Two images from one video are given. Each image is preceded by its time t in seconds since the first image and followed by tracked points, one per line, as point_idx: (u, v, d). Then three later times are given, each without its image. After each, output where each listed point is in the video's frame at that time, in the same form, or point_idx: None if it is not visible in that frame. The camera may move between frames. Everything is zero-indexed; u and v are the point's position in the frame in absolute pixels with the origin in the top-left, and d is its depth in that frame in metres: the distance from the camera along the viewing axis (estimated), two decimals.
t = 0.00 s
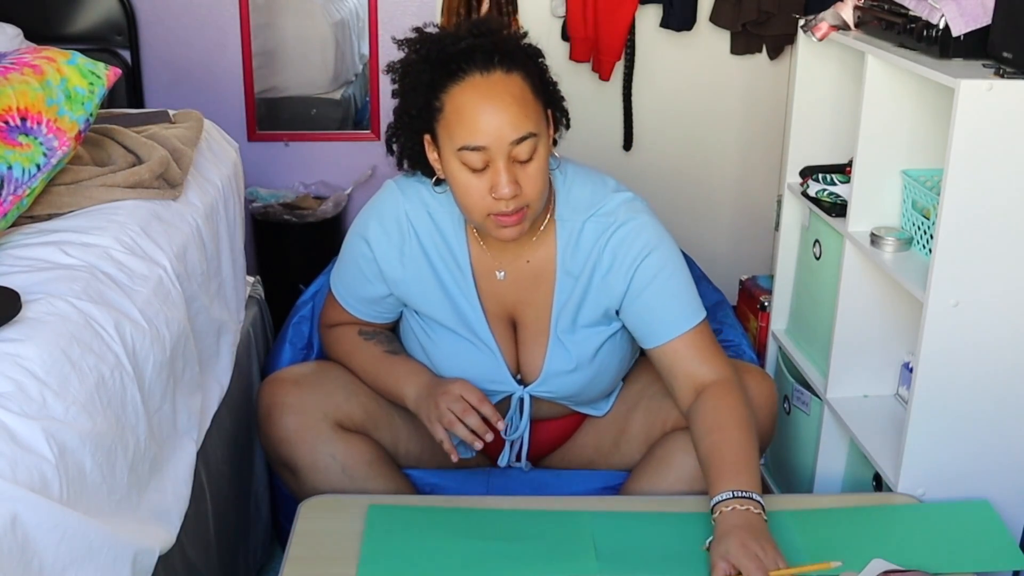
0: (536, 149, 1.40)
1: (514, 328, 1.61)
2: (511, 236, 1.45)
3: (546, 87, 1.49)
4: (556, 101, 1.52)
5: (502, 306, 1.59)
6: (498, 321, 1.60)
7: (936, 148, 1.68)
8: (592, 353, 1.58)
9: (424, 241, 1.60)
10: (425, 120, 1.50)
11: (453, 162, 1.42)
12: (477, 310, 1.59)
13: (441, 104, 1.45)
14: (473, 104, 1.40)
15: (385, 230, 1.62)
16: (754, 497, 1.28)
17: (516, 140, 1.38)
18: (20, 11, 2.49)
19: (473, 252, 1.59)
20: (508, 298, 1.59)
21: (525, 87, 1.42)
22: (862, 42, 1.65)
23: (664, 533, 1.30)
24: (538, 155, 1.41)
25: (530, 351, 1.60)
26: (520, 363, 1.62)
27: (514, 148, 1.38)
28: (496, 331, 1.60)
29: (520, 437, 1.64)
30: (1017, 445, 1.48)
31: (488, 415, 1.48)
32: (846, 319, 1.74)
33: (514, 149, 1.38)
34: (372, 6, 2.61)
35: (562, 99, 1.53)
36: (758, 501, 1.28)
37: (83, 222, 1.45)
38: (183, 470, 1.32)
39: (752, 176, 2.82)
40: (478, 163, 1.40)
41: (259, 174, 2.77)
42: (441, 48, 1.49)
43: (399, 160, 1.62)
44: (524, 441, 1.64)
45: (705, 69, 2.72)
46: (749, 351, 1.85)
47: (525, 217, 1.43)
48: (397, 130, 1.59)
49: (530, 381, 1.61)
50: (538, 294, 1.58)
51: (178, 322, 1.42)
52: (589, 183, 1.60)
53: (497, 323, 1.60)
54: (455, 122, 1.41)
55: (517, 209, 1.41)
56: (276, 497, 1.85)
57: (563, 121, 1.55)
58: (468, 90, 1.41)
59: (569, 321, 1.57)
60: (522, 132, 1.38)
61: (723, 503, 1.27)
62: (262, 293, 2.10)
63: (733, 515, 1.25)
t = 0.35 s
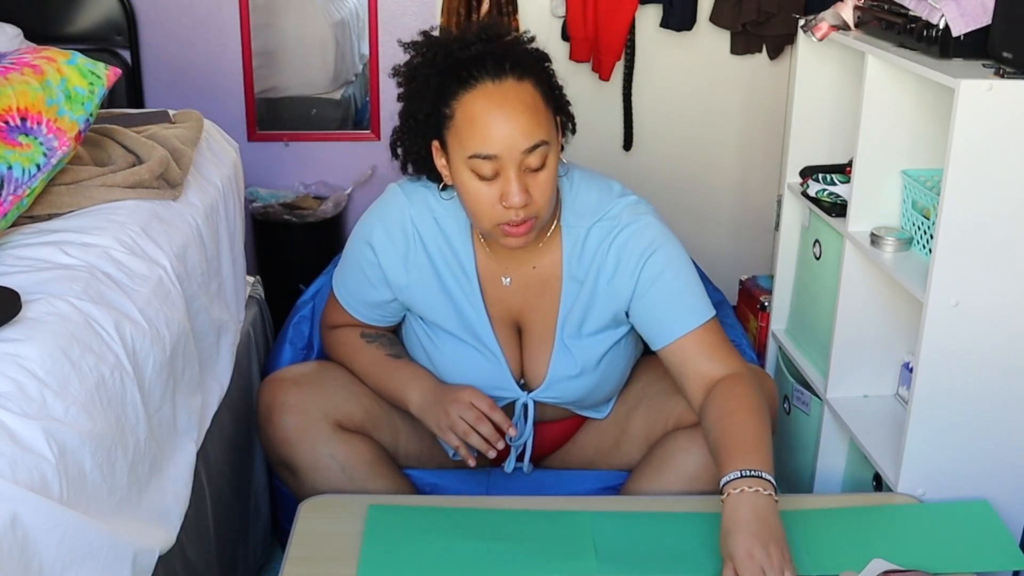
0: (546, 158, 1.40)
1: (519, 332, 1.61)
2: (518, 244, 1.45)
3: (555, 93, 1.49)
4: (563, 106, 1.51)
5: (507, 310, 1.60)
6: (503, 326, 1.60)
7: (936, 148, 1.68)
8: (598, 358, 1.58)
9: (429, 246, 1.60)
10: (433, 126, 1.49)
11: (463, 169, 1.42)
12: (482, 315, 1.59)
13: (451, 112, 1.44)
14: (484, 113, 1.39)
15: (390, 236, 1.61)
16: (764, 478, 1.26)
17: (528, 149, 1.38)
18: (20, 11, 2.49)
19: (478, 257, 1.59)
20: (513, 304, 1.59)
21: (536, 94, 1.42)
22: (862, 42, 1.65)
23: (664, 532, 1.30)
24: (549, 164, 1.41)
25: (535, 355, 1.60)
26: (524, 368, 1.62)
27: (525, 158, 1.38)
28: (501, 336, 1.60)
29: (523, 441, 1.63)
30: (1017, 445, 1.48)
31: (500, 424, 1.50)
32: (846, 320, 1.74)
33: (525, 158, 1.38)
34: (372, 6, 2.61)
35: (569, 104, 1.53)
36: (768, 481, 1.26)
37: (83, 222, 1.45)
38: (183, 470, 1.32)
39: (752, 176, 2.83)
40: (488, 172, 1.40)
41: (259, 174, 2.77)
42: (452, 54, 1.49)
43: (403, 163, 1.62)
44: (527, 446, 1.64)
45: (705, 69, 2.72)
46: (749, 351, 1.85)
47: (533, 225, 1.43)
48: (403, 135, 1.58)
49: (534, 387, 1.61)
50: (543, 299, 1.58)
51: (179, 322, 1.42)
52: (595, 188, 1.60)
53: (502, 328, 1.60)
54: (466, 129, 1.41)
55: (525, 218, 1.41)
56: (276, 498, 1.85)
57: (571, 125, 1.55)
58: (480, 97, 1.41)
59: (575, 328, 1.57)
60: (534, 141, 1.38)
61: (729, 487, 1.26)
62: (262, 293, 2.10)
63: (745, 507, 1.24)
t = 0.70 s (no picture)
0: (546, 160, 1.40)
1: (520, 333, 1.61)
2: (518, 246, 1.45)
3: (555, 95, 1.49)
4: (564, 107, 1.51)
5: (508, 312, 1.60)
6: (504, 327, 1.60)
7: (936, 148, 1.68)
8: (598, 359, 1.58)
9: (430, 247, 1.60)
10: (434, 128, 1.49)
11: (463, 172, 1.42)
12: (483, 316, 1.58)
13: (451, 113, 1.44)
14: (485, 114, 1.39)
15: (392, 237, 1.61)
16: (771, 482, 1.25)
17: (528, 152, 1.38)
18: (20, 11, 2.49)
19: (479, 258, 1.59)
20: (513, 305, 1.59)
21: (537, 96, 1.42)
22: (862, 42, 1.65)
23: (664, 532, 1.30)
24: (549, 166, 1.41)
25: (535, 356, 1.60)
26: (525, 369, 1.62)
27: (526, 161, 1.38)
28: (502, 337, 1.60)
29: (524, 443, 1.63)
30: (1017, 446, 1.48)
31: (502, 426, 1.51)
32: (846, 320, 1.74)
33: (526, 160, 1.38)
34: (372, 6, 2.61)
35: (570, 105, 1.53)
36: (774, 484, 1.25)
37: (83, 222, 1.45)
38: (183, 470, 1.32)
39: (752, 176, 2.83)
40: (488, 174, 1.39)
41: (259, 174, 2.77)
42: (453, 55, 1.49)
43: (404, 165, 1.62)
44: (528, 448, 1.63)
45: (705, 69, 2.72)
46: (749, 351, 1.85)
47: (534, 228, 1.43)
48: (404, 136, 1.58)
49: (534, 388, 1.61)
50: (544, 300, 1.58)
51: (179, 322, 1.42)
52: (598, 189, 1.60)
53: (503, 329, 1.60)
54: (467, 132, 1.40)
55: (526, 220, 1.41)
56: (276, 497, 1.85)
57: (573, 126, 1.55)
58: (481, 100, 1.41)
59: (576, 329, 1.57)
60: (535, 143, 1.38)
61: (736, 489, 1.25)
62: (262, 293, 2.10)
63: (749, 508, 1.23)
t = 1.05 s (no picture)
0: (554, 151, 1.41)
1: (520, 330, 1.61)
2: (524, 239, 1.45)
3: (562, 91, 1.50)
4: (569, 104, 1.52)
5: (509, 308, 1.60)
6: (505, 323, 1.60)
7: (936, 149, 1.68)
8: (599, 355, 1.58)
9: (433, 242, 1.60)
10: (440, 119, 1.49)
11: (472, 162, 1.42)
12: (484, 311, 1.59)
13: (460, 103, 1.44)
14: (494, 105, 1.40)
15: (396, 231, 1.61)
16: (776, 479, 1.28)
17: (536, 141, 1.38)
18: (20, 11, 2.49)
19: (482, 253, 1.59)
20: (515, 300, 1.59)
21: (545, 89, 1.43)
22: (862, 42, 1.65)
23: (664, 532, 1.30)
24: (557, 158, 1.41)
25: (536, 353, 1.60)
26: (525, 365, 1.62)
27: (534, 150, 1.39)
28: (503, 332, 1.60)
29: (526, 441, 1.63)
30: (1017, 446, 1.48)
31: (509, 426, 1.51)
32: (845, 319, 1.74)
33: (534, 150, 1.39)
34: (372, 6, 2.61)
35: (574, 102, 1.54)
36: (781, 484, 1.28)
37: (82, 222, 1.45)
38: (183, 470, 1.32)
39: (752, 176, 2.83)
40: (497, 164, 1.40)
41: (259, 174, 2.77)
42: (459, 49, 1.49)
43: (408, 160, 1.63)
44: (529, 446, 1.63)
45: (705, 69, 2.72)
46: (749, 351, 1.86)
47: (540, 220, 1.43)
48: (410, 130, 1.58)
49: (534, 384, 1.61)
50: (546, 296, 1.58)
51: (178, 322, 1.42)
52: (600, 187, 1.60)
53: (504, 325, 1.60)
54: (476, 121, 1.41)
55: (533, 211, 1.41)
56: (276, 497, 1.85)
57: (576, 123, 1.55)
58: (491, 90, 1.42)
59: (577, 324, 1.57)
60: (543, 133, 1.38)
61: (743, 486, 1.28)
62: (262, 293, 2.10)
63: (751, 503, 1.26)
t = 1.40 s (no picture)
0: (591, 132, 1.40)
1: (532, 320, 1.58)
2: (552, 220, 1.43)
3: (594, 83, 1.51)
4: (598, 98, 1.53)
5: (525, 297, 1.57)
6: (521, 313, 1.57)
7: (936, 149, 1.68)
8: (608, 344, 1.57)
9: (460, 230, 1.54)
10: (472, 99, 1.50)
11: (510, 135, 1.40)
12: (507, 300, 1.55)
13: (501, 77, 1.44)
14: (538, 79, 1.39)
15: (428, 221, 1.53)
16: (738, 487, 1.31)
17: (578, 119, 1.38)
18: (21, 12, 2.49)
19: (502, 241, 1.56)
20: (531, 290, 1.57)
21: (587, 73, 1.43)
22: (862, 42, 1.65)
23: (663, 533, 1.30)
24: (593, 140, 1.41)
25: (549, 343, 1.58)
26: (537, 357, 1.59)
27: (574, 128, 1.38)
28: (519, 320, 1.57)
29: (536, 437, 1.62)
30: (1017, 446, 1.48)
31: (591, 503, 1.27)
32: (845, 319, 1.74)
33: (574, 127, 1.38)
34: (372, 7, 2.61)
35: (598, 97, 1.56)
36: (742, 490, 1.31)
37: (82, 222, 1.45)
38: (183, 470, 1.32)
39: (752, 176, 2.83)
40: (536, 137, 1.39)
41: (259, 174, 2.77)
42: (492, 35, 1.50)
43: (425, 143, 1.63)
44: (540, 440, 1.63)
45: (705, 69, 2.72)
46: (749, 352, 1.86)
47: (571, 202, 1.41)
48: (434, 109, 1.59)
49: (546, 375, 1.59)
50: (561, 286, 1.56)
51: (178, 322, 1.42)
52: (609, 178, 1.61)
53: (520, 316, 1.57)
54: (518, 94, 1.40)
55: (567, 190, 1.39)
56: (276, 497, 1.85)
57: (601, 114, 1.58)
58: (535, 65, 1.41)
59: (590, 310, 1.55)
60: (583, 111, 1.38)
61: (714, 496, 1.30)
62: (262, 293, 2.09)
63: (718, 508, 1.28)
